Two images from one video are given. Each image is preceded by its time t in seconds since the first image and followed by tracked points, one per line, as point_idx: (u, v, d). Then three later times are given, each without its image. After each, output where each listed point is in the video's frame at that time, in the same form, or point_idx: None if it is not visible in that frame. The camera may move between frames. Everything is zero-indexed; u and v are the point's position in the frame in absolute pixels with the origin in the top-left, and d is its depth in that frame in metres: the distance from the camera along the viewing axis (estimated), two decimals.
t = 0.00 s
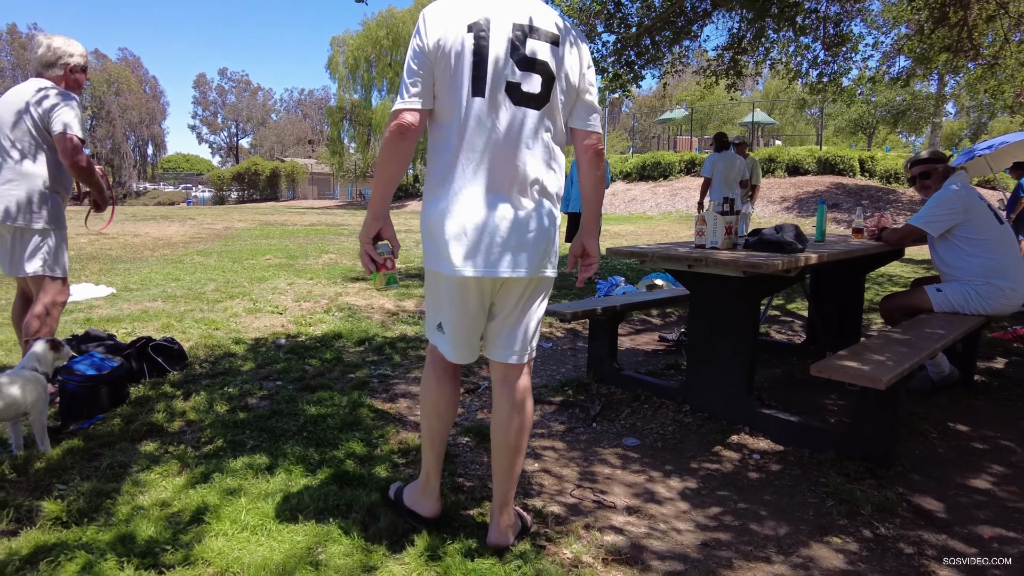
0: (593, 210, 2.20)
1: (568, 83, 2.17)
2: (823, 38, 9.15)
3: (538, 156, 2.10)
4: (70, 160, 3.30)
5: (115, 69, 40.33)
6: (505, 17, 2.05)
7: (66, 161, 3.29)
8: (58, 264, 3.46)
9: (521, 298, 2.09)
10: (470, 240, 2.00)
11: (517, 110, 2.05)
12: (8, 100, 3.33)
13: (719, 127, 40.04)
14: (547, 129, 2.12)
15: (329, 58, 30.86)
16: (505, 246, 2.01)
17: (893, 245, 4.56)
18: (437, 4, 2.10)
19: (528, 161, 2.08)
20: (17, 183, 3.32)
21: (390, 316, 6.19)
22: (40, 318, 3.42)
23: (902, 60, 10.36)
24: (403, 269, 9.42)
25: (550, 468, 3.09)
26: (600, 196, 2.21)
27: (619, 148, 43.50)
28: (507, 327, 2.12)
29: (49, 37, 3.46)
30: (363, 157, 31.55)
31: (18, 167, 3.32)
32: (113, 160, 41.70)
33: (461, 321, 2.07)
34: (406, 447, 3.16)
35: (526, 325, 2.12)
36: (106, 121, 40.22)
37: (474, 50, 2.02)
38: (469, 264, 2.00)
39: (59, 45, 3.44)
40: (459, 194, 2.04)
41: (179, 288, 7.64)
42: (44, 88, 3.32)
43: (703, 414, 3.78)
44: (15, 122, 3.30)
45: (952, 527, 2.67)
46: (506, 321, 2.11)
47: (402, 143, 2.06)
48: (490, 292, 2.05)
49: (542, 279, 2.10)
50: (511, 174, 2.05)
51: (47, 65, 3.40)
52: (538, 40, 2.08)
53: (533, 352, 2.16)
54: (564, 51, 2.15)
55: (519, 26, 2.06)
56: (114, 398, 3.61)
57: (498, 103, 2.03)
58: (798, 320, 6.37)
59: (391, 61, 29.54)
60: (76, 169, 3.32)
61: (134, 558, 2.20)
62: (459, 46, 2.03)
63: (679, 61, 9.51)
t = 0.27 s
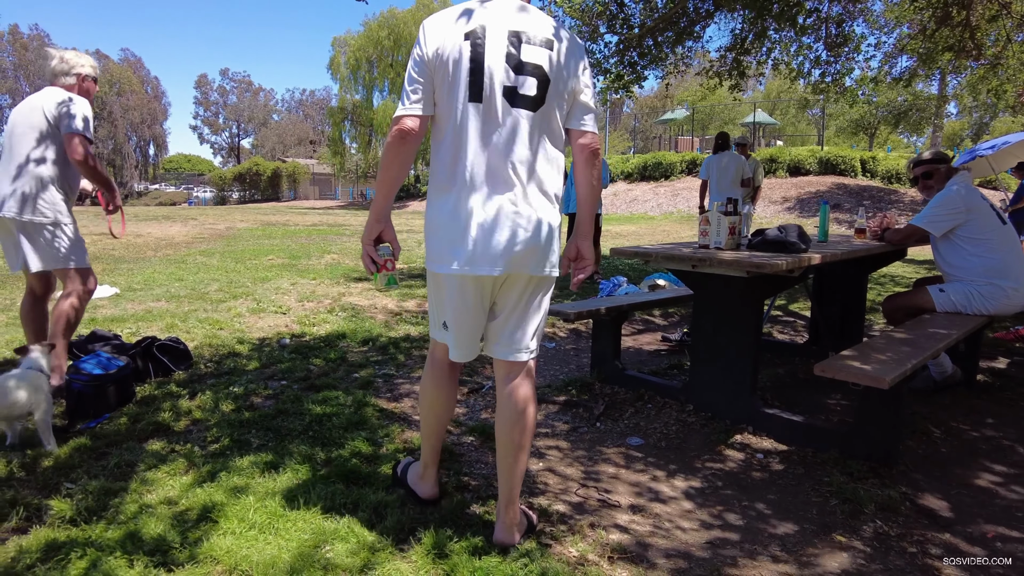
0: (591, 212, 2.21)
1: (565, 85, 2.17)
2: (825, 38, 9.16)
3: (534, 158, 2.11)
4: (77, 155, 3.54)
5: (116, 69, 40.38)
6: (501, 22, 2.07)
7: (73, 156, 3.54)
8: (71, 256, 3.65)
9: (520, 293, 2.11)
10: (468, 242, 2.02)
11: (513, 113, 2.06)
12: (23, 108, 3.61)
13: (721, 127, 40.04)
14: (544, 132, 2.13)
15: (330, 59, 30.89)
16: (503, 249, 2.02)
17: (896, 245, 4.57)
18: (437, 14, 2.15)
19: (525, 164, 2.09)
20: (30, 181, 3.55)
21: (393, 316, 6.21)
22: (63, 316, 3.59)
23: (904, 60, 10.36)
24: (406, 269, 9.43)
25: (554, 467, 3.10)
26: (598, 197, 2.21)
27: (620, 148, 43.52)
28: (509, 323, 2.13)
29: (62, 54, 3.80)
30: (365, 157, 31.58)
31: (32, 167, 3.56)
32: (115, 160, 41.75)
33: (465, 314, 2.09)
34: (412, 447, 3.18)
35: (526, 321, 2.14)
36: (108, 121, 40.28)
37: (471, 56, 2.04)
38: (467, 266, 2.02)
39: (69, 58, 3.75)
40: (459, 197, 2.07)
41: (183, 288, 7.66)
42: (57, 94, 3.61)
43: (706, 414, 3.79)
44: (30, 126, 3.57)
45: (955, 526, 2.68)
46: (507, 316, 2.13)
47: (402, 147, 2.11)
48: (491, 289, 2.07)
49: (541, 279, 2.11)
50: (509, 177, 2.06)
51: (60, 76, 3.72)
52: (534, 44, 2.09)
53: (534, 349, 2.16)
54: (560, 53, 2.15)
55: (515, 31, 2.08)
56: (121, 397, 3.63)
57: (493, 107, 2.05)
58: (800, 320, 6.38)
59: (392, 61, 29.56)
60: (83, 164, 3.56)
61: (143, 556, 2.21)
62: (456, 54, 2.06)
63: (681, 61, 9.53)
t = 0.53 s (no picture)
0: (566, 215, 2.26)
1: (535, 93, 2.24)
2: (825, 39, 9.16)
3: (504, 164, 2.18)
4: (100, 167, 3.73)
5: (117, 69, 40.37)
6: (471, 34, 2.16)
7: (96, 167, 3.72)
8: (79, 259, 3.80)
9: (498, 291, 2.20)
10: (439, 246, 2.14)
11: (482, 122, 2.15)
12: (39, 109, 3.72)
13: (721, 127, 40.08)
14: (514, 139, 2.20)
15: (331, 59, 30.90)
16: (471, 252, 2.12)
17: (894, 246, 4.57)
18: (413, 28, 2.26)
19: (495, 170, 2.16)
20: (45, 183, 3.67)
21: (393, 317, 6.22)
22: (66, 317, 3.77)
23: (905, 61, 10.36)
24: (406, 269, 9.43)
25: (552, 468, 3.11)
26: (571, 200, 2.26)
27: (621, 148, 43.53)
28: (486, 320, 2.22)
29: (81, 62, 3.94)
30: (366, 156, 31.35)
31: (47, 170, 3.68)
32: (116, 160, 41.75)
33: (441, 311, 2.21)
34: (410, 448, 3.19)
35: (503, 319, 2.22)
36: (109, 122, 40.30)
37: (440, 68, 2.14)
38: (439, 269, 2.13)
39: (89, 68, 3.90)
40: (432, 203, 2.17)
41: (183, 289, 7.66)
42: (79, 103, 3.74)
43: (704, 415, 3.80)
44: (48, 129, 3.68)
45: (951, 528, 2.69)
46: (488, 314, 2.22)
47: (381, 156, 2.24)
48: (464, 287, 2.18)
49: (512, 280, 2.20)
50: (478, 182, 2.15)
51: (77, 83, 3.84)
52: (503, 55, 2.17)
53: (514, 346, 2.24)
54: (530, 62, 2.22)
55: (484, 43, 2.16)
56: (121, 398, 3.65)
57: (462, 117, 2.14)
58: (800, 321, 6.38)
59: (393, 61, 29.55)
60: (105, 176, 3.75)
61: (141, 558, 2.22)
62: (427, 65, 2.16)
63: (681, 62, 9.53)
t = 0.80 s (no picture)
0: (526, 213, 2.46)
1: (494, 96, 2.38)
2: (824, 39, 9.16)
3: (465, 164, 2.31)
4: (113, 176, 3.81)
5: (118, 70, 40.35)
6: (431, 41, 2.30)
7: (110, 177, 3.80)
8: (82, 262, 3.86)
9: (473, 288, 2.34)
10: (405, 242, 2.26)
11: (444, 124, 2.29)
12: (50, 112, 3.75)
13: (721, 127, 40.07)
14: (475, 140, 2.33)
15: (331, 59, 30.89)
16: (435, 247, 2.25)
17: (891, 246, 4.58)
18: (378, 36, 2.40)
19: (456, 170, 2.29)
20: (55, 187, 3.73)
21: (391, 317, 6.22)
22: (67, 317, 3.77)
23: (905, 60, 10.35)
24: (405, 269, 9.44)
25: (548, 468, 3.12)
26: (530, 199, 2.45)
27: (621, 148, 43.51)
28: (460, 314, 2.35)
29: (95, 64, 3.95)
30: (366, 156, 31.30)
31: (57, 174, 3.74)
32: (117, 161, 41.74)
33: (415, 305, 2.33)
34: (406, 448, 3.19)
35: (476, 311, 2.36)
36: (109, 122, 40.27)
37: (403, 73, 2.28)
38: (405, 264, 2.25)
39: (104, 72, 3.92)
40: (397, 201, 2.30)
41: (183, 289, 7.67)
42: (93, 111, 3.81)
43: (701, 415, 3.80)
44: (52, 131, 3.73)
45: (946, 527, 2.69)
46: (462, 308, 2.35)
47: (349, 156, 2.37)
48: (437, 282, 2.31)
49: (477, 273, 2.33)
50: (440, 181, 2.28)
51: (90, 87, 3.86)
52: (462, 60, 2.30)
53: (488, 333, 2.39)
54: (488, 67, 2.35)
55: (444, 49, 2.29)
56: (119, 399, 3.65)
57: (424, 120, 2.27)
58: (798, 321, 6.39)
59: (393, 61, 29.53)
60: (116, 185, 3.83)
61: (137, 557, 2.23)
62: (390, 72, 2.31)
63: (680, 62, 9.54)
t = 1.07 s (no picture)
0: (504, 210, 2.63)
1: (471, 99, 2.54)
2: (823, 40, 9.17)
3: (445, 162, 2.45)
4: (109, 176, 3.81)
5: (118, 70, 40.36)
6: (410, 48, 2.44)
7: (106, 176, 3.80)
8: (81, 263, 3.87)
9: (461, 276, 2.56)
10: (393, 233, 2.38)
11: (424, 126, 2.43)
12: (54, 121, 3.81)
13: (721, 127, 40.10)
14: (455, 139, 2.49)
15: (331, 59, 30.92)
16: (421, 238, 2.38)
17: (889, 245, 4.59)
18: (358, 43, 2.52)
19: (436, 168, 2.43)
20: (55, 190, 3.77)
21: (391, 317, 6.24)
22: (69, 327, 3.82)
23: (904, 60, 10.36)
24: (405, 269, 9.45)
25: (547, 465, 3.13)
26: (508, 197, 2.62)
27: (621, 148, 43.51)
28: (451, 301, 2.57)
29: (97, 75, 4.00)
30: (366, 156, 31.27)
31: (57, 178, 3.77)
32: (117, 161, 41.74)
33: (409, 299, 2.45)
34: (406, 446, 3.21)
35: (462, 298, 2.58)
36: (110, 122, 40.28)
37: (384, 78, 2.41)
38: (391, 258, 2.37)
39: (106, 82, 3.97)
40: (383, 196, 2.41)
41: (183, 289, 7.68)
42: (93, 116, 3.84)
43: (700, 413, 3.82)
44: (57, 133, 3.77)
45: (943, 523, 2.71)
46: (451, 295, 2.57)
47: (333, 157, 2.47)
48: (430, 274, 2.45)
49: (460, 262, 2.49)
50: (423, 176, 2.41)
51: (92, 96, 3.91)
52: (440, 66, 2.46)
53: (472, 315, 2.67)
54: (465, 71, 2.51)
55: (422, 56, 2.44)
56: (119, 398, 3.67)
57: (405, 121, 2.41)
58: (797, 319, 6.40)
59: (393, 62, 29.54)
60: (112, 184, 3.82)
61: (139, 553, 2.25)
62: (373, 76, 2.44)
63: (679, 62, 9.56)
